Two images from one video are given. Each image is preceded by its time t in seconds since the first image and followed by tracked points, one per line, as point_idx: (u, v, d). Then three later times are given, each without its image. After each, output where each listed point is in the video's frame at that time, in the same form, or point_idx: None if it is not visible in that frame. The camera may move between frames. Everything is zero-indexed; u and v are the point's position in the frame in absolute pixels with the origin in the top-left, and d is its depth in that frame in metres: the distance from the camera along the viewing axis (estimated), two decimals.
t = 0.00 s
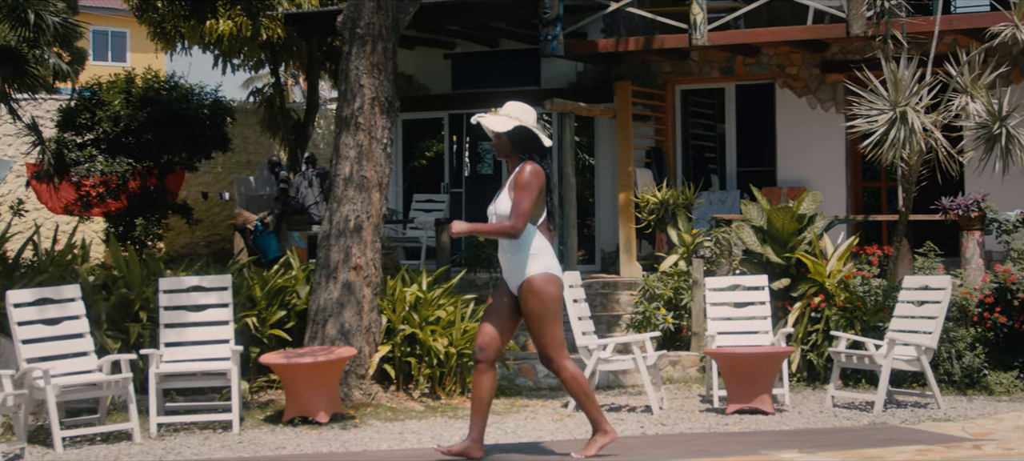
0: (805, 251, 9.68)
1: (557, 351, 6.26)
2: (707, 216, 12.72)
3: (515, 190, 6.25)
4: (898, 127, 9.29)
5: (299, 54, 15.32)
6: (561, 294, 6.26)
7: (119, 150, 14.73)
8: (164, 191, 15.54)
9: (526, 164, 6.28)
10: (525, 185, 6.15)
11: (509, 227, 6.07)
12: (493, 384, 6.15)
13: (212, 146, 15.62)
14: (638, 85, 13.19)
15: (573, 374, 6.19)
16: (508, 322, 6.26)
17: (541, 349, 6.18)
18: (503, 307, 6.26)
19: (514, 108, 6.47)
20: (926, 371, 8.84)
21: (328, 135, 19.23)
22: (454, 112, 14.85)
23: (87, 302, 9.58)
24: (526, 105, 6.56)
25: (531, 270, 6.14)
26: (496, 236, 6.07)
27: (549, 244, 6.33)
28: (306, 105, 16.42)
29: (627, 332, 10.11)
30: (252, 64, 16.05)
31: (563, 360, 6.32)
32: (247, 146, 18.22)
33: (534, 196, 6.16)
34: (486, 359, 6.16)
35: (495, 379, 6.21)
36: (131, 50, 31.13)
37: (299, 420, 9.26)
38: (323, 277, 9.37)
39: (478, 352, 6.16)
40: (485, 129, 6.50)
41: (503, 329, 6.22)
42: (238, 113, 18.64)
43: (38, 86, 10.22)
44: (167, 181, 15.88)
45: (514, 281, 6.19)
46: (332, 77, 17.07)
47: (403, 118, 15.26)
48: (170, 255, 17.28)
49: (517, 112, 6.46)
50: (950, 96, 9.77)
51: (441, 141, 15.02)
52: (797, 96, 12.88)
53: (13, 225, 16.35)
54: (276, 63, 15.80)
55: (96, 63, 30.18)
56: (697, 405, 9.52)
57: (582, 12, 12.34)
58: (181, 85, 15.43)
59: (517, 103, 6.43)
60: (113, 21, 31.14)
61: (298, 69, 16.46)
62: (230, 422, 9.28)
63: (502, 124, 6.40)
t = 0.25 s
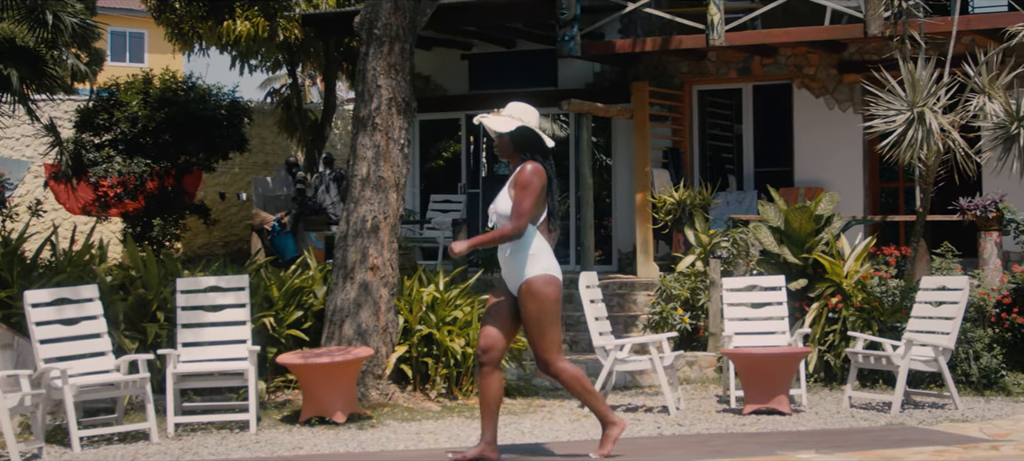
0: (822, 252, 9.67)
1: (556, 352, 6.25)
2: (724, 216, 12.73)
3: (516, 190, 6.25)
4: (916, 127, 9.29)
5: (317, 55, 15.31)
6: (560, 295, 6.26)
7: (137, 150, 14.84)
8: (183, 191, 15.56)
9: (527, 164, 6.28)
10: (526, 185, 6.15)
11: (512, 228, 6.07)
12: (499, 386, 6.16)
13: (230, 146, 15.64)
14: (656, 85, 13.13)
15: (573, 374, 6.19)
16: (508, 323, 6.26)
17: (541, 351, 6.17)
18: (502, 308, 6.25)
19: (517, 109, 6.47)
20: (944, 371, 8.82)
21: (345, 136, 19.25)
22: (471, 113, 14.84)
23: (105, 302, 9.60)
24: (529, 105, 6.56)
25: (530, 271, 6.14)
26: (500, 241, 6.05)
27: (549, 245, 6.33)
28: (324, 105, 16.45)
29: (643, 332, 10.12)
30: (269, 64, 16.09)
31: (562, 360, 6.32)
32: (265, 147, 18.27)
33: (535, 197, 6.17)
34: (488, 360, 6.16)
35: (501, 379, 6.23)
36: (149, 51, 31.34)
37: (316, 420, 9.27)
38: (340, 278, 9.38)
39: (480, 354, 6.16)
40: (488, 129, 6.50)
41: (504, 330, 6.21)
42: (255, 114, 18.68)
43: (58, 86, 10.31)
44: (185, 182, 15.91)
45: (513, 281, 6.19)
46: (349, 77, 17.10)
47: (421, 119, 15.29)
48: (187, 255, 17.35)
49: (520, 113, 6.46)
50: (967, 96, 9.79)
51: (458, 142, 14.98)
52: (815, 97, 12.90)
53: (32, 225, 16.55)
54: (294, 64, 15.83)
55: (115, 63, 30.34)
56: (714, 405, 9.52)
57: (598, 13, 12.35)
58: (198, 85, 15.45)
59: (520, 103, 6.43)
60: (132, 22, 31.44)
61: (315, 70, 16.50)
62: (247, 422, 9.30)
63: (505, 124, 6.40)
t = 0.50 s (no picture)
0: (837, 250, 9.66)
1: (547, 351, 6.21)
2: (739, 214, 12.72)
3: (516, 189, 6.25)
4: (931, 125, 9.27)
5: (332, 54, 15.30)
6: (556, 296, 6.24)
7: (153, 148, 14.91)
8: (197, 190, 15.61)
9: (527, 163, 6.28)
10: (526, 184, 6.15)
11: (514, 229, 6.08)
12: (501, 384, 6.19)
13: (245, 144, 15.64)
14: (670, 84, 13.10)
15: (566, 373, 6.15)
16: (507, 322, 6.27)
17: (529, 351, 6.14)
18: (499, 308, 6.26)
19: (518, 108, 6.47)
20: (959, 370, 8.81)
21: (360, 133, 19.27)
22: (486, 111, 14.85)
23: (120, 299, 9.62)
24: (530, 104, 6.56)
25: (530, 272, 6.13)
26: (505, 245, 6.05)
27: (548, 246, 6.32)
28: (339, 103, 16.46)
29: (658, 330, 10.12)
30: (285, 62, 16.10)
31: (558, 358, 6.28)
32: (280, 144, 18.12)
33: (535, 196, 6.17)
34: (488, 361, 6.20)
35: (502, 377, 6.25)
36: (165, 48, 31.55)
37: (331, 417, 9.28)
38: (354, 275, 9.39)
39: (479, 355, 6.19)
40: (488, 128, 6.50)
41: (501, 330, 6.22)
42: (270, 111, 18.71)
43: (74, 84, 10.72)
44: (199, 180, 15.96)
45: (512, 281, 6.18)
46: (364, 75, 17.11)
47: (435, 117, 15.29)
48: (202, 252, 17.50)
49: (521, 112, 6.46)
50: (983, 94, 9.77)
51: (473, 140, 15.04)
52: (830, 95, 12.87)
53: (49, 222, 16.70)
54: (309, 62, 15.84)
55: (130, 61, 30.45)
56: (728, 403, 9.51)
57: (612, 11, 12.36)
58: (214, 83, 15.48)
59: (521, 102, 6.43)
60: (148, 20, 31.79)
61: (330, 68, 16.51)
62: (262, 419, 9.31)
63: (505, 123, 6.40)
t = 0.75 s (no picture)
0: (851, 247, 9.67)
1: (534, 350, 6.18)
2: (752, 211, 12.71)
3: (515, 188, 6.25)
4: (945, 123, 9.25)
5: (346, 49, 15.33)
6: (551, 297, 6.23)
7: (166, 144, 14.99)
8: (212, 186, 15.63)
9: (525, 161, 6.27)
10: (527, 182, 6.15)
11: (515, 229, 6.07)
12: (502, 384, 6.20)
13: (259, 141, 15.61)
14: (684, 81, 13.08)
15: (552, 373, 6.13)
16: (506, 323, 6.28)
17: (515, 351, 6.12)
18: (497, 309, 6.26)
19: (516, 106, 6.48)
20: (972, 367, 8.78)
21: (373, 130, 19.28)
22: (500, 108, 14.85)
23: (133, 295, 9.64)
24: (529, 103, 6.57)
25: (528, 271, 6.12)
26: (512, 248, 6.06)
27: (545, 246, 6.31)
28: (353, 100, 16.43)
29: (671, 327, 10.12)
30: (299, 59, 16.09)
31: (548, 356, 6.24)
32: (293, 141, 18.20)
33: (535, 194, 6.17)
34: (490, 361, 6.23)
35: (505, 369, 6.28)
36: (180, 45, 31.75)
37: (344, 414, 9.29)
38: (368, 271, 9.39)
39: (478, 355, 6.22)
40: (486, 126, 6.50)
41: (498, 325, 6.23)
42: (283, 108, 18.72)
43: (88, 79, 11.02)
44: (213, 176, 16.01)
45: (510, 280, 6.17)
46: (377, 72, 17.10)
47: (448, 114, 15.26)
48: (217, 249, 17.61)
49: (520, 110, 6.47)
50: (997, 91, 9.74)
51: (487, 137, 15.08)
52: (843, 92, 12.85)
53: (63, 218, 16.83)
54: (323, 59, 15.84)
55: (145, 57, 30.54)
56: (741, 400, 9.51)
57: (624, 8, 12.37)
58: (228, 80, 15.39)
59: (519, 100, 6.45)
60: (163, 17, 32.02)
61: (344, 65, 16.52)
62: (275, 415, 9.32)
63: (503, 121, 6.41)
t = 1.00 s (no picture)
0: (864, 244, 9.64)
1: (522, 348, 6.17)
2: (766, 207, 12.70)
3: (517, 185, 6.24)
4: (960, 119, 9.23)
5: (359, 46, 15.36)
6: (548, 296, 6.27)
7: (179, 141, 15.02)
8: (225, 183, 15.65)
9: (525, 158, 6.27)
10: (532, 179, 6.14)
11: (526, 228, 6.07)
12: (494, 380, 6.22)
13: (272, 137, 15.65)
14: (697, 77, 13.24)
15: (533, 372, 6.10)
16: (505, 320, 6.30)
17: (501, 347, 6.13)
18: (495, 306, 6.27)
19: (514, 104, 6.47)
20: (986, 364, 8.75)
21: (386, 127, 19.31)
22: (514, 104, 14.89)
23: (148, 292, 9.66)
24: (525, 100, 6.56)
25: (532, 269, 6.15)
26: (526, 247, 6.07)
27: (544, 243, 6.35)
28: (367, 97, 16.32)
29: (684, 324, 10.12)
30: (313, 56, 16.08)
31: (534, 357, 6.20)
32: (307, 137, 18.46)
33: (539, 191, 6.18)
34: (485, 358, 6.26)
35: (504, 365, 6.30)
36: (194, 42, 31.87)
37: (357, 410, 9.30)
38: (381, 268, 9.40)
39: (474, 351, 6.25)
40: (484, 124, 6.49)
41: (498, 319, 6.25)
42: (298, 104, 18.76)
43: (101, 76, 11.20)
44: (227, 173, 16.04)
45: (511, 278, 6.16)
46: (392, 69, 17.12)
47: (461, 111, 15.32)
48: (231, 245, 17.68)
49: (518, 108, 6.46)
50: (1011, 88, 9.72)
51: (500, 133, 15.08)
52: (857, 88, 12.83)
53: (77, 215, 16.92)
54: (337, 56, 15.85)
55: (159, 55, 30.71)
56: (755, 397, 9.51)
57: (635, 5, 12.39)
58: (241, 76, 15.52)
59: (517, 97, 6.44)
60: (177, 14, 32.18)
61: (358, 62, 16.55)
62: (288, 411, 9.32)
63: (501, 118, 6.40)
